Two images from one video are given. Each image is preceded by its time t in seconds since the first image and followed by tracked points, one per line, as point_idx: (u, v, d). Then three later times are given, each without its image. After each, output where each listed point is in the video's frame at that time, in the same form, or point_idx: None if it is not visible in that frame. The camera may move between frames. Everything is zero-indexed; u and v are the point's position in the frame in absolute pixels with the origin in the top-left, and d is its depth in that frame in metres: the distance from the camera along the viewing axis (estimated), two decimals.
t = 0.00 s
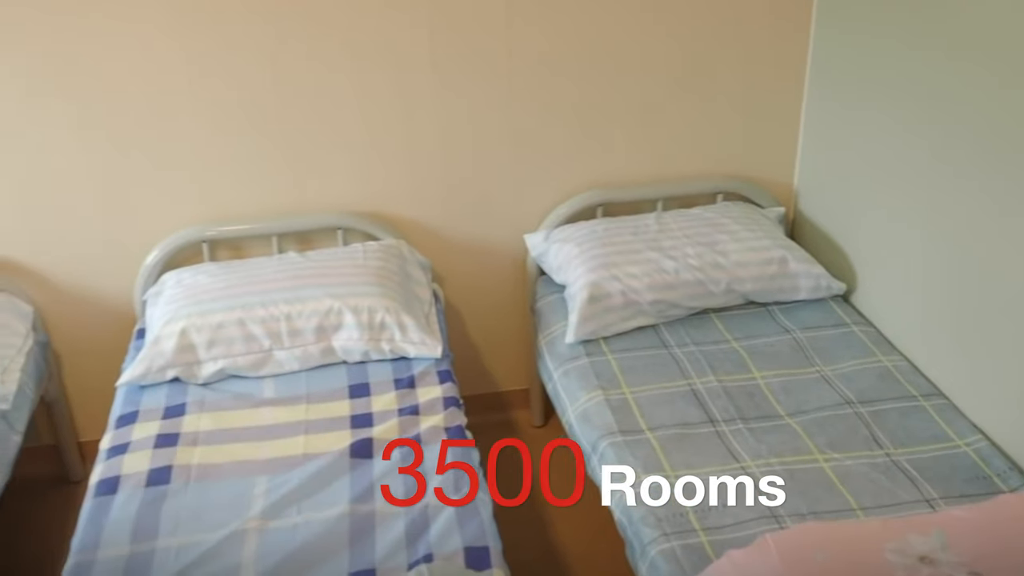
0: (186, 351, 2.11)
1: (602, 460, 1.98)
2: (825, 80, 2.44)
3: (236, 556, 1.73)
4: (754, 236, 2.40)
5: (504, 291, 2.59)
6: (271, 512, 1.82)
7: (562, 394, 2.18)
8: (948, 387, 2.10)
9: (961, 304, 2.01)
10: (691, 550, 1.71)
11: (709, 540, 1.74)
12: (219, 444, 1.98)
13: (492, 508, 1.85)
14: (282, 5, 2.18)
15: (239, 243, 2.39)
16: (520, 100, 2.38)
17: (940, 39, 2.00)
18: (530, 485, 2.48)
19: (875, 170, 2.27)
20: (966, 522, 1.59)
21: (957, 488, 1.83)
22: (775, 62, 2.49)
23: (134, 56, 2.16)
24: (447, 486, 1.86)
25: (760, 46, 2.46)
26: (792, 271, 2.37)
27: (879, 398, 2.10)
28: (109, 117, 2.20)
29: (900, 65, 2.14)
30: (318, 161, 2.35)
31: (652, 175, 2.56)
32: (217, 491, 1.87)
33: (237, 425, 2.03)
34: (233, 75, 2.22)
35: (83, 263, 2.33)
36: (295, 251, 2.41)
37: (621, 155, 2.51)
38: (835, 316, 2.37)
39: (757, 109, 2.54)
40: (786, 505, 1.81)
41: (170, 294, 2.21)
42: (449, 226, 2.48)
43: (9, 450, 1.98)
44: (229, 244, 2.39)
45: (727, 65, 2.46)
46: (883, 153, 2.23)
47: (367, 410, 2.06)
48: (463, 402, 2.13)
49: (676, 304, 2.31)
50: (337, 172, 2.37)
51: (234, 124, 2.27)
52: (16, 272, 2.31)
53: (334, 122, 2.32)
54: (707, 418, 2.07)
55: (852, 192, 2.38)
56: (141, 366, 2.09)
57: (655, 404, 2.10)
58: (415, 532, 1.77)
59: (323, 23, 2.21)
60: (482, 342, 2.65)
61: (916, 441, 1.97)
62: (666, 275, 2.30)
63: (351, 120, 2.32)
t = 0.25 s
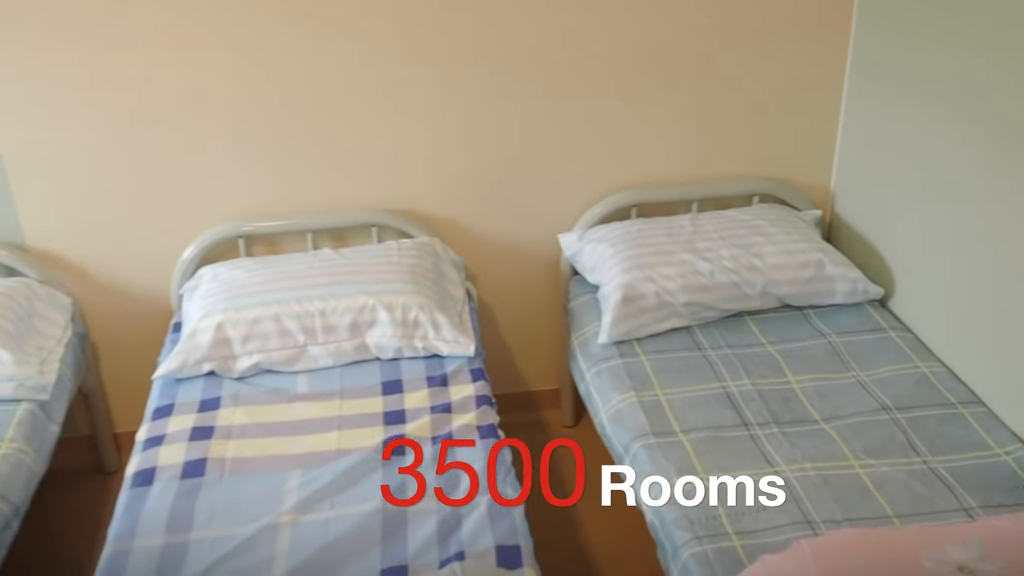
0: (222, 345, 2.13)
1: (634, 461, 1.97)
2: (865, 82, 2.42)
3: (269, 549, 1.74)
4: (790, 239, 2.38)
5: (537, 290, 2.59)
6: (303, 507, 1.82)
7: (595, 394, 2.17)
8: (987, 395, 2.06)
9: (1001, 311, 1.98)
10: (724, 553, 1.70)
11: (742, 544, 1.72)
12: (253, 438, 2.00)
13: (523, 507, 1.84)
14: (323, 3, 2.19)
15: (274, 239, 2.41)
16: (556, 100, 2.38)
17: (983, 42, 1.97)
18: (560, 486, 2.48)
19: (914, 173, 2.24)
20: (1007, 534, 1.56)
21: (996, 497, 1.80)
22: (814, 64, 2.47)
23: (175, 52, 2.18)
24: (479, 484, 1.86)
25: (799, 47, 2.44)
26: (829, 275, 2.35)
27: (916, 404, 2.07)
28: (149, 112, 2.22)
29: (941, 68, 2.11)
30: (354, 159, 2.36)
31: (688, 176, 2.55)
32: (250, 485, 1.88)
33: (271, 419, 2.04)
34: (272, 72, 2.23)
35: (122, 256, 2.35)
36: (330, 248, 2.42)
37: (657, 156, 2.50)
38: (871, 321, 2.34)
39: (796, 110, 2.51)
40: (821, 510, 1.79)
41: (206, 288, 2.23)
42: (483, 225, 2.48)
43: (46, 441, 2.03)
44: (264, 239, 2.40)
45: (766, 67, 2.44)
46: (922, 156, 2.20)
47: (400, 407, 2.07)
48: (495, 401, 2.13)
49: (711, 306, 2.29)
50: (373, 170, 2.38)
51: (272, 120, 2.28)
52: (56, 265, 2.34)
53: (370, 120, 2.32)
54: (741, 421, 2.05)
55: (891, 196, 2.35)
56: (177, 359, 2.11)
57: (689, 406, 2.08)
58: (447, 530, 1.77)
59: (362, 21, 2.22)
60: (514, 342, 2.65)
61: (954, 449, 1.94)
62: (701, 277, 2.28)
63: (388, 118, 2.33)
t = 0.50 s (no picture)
0: (262, 340, 2.14)
1: (672, 464, 1.96)
2: (912, 85, 2.38)
3: (307, 544, 1.75)
4: (833, 242, 2.35)
5: (575, 290, 2.58)
6: (341, 503, 1.83)
7: (633, 396, 2.16)
8: None
9: None
10: (763, 559, 1.68)
11: (782, 550, 1.70)
12: (292, 433, 2.01)
13: (560, 508, 1.84)
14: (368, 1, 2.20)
15: (315, 236, 2.42)
16: (598, 101, 2.37)
17: None
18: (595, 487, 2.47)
19: (961, 178, 2.20)
20: None
21: None
22: (860, 66, 2.44)
23: (221, 49, 2.19)
24: (516, 484, 1.86)
25: (845, 49, 2.41)
26: (872, 279, 2.31)
27: (961, 413, 2.03)
28: (195, 108, 2.24)
29: (992, 72, 2.07)
30: (395, 157, 2.37)
31: (730, 178, 2.52)
32: (289, 479, 1.89)
33: (310, 415, 2.06)
34: (316, 70, 2.25)
35: (165, 251, 2.38)
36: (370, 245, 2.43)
37: (698, 157, 2.48)
38: (916, 327, 2.30)
39: (841, 113, 2.48)
40: (862, 518, 1.77)
41: (247, 284, 2.25)
42: (522, 224, 2.48)
43: (91, 432, 2.07)
44: (305, 236, 2.42)
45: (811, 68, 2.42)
46: (970, 161, 2.16)
47: (438, 406, 2.07)
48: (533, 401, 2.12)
49: (751, 309, 2.27)
50: (414, 168, 2.39)
51: (315, 117, 2.30)
52: (101, 259, 2.37)
53: (412, 118, 2.33)
54: (782, 426, 2.02)
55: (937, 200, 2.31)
56: (218, 353, 2.13)
57: (728, 410, 2.06)
58: (484, 529, 1.77)
59: (406, 20, 2.23)
60: (552, 342, 2.64)
61: (999, 458, 1.90)
62: (742, 280, 2.26)
63: (430, 116, 2.33)
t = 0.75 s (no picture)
0: (293, 336, 2.15)
1: (702, 468, 1.94)
2: (950, 89, 2.35)
3: (336, 540, 1.75)
4: (867, 247, 2.32)
5: (605, 291, 2.57)
6: (370, 500, 1.83)
7: (663, 399, 2.15)
8: None
9: None
10: (793, 566, 1.66)
11: (813, 557, 1.68)
12: (322, 429, 2.01)
13: (589, 510, 1.83)
14: None
15: (347, 233, 2.43)
16: (632, 102, 2.36)
17: None
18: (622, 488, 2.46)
19: (1000, 184, 2.17)
20: None
21: None
22: (898, 70, 2.41)
23: (257, 45, 2.20)
24: (546, 485, 1.85)
25: (883, 52, 2.38)
26: (907, 285, 2.29)
27: (997, 422, 2.00)
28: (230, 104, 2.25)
29: None
30: (428, 155, 2.37)
31: (763, 181, 2.50)
32: (318, 475, 1.90)
33: (340, 411, 2.06)
34: (351, 67, 2.25)
35: (198, 246, 2.39)
36: (401, 243, 2.43)
37: (732, 159, 2.46)
38: (950, 334, 2.27)
39: (877, 117, 2.46)
40: (895, 526, 1.74)
41: (279, 279, 2.25)
42: (553, 224, 2.48)
43: (123, 424, 2.09)
44: (337, 232, 2.42)
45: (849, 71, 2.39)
46: (1010, 167, 2.13)
47: (467, 404, 2.07)
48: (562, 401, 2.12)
49: (783, 313, 2.25)
50: (446, 166, 2.39)
51: (349, 115, 2.30)
52: (135, 253, 2.39)
53: (446, 116, 2.33)
54: (813, 431, 2.00)
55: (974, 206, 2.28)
56: (250, 348, 2.14)
57: (759, 414, 2.05)
58: (512, 529, 1.76)
59: (442, 18, 2.22)
60: (581, 342, 2.64)
61: None
62: (774, 283, 2.24)
63: (463, 115, 2.33)
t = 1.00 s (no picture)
0: (319, 332, 2.16)
1: (727, 472, 1.93)
2: (984, 94, 2.32)
3: (360, 537, 1.75)
4: (897, 252, 2.30)
5: (630, 293, 2.56)
6: (394, 498, 1.83)
7: (688, 402, 2.14)
8: None
9: None
10: (819, 572, 1.65)
11: (838, 564, 1.66)
12: (346, 426, 2.01)
13: (613, 512, 1.82)
14: None
15: (373, 230, 2.43)
16: (660, 103, 2.35)
17: None
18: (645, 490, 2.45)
19: None
20: None
21: None
22: (931, 74, 2.38)
23: (288, 42, 2.21)
24: (570, 486, 1.85)
25: (915, 57, 2.36)
26: (937, 291, 2.26)
27: None
28: (259, 101, 2.26)
29: None
30: (455, 154, 2.37)
31: (792, 184, 2.48)
32: (343, 472, 1.90)
33: (365, 408, 2.06)
34: (380, 65, 2.25)
35: (226, 242, 2.40)
36: (427, 241, 2.44)
37: (760, 162, 2.44)
38: (980, 341, 2.24)
39: (910, 120, 2.43)
40: (922, 535, 1.72)
41: (305, 276, 2.26)
42: (579, 225, 2.47)
43: (149, 418, 2.10)
44: (364, 230, 2.43)
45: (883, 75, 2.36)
46: None
47: (491, 404, 2.06)
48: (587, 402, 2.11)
49: (811, 318, 2.23)
50: (474, 165, 2.38)
51: (378, 112, 2.30)
52: (163, 247, 2.40)
53: (474, 115, 2.32)
54: (840, 437, 1.98)
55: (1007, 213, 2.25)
56: (276, 344, 2.15)
57: (785, 419, 2.03)
58: (535, 530, 1.75)
59: (472, 18, 2.22)
60: (605, 343, 2.63)
61: None
62: (802, 287, 2.23)
63: (491, 114, 2.33)
